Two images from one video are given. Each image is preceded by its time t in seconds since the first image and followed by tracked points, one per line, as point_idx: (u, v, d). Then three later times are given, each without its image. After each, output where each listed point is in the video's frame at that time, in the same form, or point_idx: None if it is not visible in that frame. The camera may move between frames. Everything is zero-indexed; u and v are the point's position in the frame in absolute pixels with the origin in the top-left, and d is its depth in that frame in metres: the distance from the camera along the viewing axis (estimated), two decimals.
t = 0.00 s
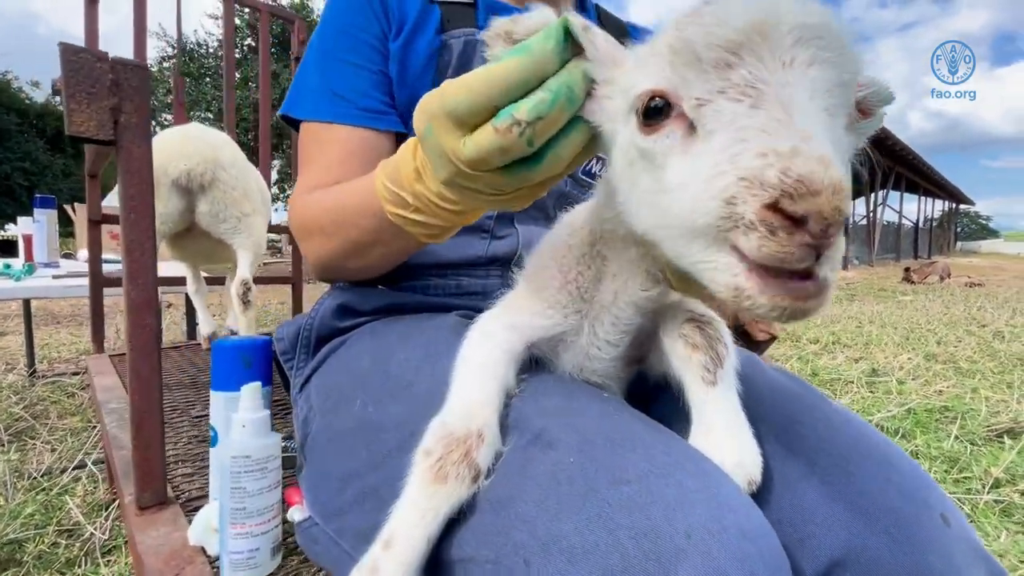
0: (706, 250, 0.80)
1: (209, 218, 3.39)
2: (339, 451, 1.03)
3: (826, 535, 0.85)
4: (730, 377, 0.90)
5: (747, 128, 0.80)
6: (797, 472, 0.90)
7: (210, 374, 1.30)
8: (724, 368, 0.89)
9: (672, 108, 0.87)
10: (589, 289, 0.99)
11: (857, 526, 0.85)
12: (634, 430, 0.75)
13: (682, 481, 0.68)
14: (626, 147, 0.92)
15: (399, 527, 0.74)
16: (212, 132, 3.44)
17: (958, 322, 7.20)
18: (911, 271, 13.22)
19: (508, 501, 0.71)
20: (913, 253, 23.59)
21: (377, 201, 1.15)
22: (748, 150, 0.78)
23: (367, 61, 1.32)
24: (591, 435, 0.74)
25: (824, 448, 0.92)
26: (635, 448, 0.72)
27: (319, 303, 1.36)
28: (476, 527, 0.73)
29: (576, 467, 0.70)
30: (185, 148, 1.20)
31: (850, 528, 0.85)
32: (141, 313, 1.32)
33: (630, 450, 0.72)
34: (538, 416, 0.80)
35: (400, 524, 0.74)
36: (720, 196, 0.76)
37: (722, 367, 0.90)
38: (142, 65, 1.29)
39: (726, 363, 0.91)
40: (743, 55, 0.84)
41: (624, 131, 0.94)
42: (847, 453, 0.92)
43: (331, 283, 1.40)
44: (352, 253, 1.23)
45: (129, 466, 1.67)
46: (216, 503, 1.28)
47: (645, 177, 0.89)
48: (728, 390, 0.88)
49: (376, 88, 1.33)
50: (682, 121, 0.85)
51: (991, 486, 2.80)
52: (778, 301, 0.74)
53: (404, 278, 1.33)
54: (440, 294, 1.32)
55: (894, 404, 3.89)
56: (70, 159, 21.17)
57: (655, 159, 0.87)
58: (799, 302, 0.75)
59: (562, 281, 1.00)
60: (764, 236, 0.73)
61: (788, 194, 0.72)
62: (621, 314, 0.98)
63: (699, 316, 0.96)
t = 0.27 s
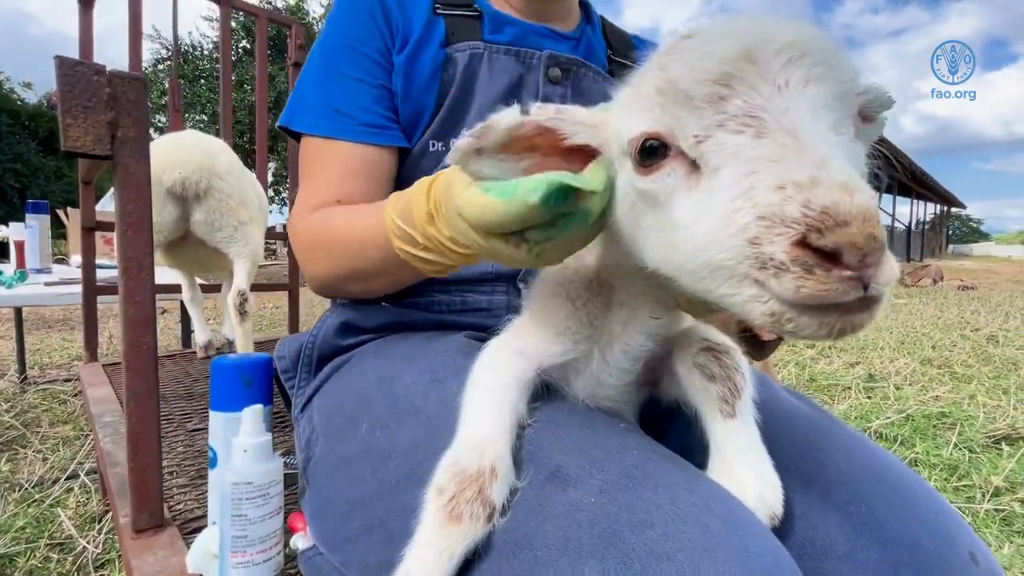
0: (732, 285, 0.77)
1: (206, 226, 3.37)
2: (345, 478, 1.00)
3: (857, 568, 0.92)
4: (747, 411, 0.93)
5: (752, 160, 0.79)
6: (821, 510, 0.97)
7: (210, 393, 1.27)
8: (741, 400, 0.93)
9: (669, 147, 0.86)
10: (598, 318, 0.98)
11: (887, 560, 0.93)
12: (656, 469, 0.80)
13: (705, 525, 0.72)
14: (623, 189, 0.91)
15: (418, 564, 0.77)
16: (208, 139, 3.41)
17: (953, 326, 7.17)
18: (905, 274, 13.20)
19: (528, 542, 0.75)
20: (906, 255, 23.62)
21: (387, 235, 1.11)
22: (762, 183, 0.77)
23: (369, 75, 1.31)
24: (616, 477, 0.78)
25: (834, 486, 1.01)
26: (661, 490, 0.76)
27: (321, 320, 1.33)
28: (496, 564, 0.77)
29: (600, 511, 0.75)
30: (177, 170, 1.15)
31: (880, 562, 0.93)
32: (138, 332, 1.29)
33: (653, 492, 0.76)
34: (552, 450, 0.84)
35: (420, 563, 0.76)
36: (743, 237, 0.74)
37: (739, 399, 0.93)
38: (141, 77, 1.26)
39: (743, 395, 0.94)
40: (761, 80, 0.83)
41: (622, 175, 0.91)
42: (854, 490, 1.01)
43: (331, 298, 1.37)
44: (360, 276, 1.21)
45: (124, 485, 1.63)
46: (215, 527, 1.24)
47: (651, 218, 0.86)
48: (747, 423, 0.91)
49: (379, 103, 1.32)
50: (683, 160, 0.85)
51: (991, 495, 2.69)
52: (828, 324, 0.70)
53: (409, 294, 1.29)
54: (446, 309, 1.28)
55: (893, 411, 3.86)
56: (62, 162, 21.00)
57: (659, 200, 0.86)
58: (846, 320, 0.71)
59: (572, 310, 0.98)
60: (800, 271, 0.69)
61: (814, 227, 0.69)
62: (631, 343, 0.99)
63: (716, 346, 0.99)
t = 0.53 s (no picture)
0: (756, 313, 0.74)
1: (203, 232, 3.35)
2: (345, 494, 0.98)
3: None
4: (754, 429, 0.93)
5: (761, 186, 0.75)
6: (825, 524, 0.97)
7: (207, 405, 1.26)
8: (748, 418, 0.93)
9: (673, 180, 0.81)
10: (605, 337, 1.00)
11: None
12: (662, 488, 0.79)
13: (711, 546, 0.71)
14: (626, 221, 0.87)
15: None
16: (205, 143, 3.39)
17: (946, 328, 7.18)
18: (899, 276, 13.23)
19: (535, 564, 0.76)
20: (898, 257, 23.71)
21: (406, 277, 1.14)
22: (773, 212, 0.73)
23: (371, 91, 1.31)
24: (622, 497, 0.78)
25: (839, 500, 1.01)
26: (666, 511, 0.76)
27: (319, 330, 1.31)
28: None
29: (607, 533, 0.74)
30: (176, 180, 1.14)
31: None
32: (134, 343, 1.28)
33: (659, 512, 0.76)
34: (556, 468, 0.84)
35: None
36: (759, 269, 0.70)
37: (746, 417, 0.93)
38: (138, 86, 1.25)
39: (749, 413, 0.94)
40: (794, 94, 0.81)
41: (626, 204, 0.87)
42: (858, 504, 1.01)
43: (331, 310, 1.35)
44: (370, 312, 1.22)
45: (119, 496, 1.60)
46: (213, 540, 1.23)
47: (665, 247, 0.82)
48: (753, 441, 0.91)
49: (381, 119, 1.31)
50: (687, 190, 0.80)
51: (988, 500, 2.69)
52: (864, 354, 0.68)
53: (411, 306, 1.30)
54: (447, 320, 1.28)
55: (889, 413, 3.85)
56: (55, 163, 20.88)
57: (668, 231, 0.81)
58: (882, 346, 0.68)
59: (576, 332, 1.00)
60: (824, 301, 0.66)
61: (837, 255, 0.66)
62: (636, 361, 0.99)
63: (723, 363, 0.99)
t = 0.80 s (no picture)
0: (752, 294, 0.73)
1: (201, 233, 3.34)
2: (343, 495, 0.98)
3: None
4: (756, 430, 0.93)
5: (755, 163, 0.77)
6: (825, 525, 0.98)
7: (205, 406, 1.25)
8: (750, 419, 0.93)
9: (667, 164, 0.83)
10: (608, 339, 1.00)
11: None
12: (662, 488, 0.79)
13: (712, 546, 0.71)
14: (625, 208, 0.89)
15: None
16: (201, 144, 3.38)
17: (941, 329, 7.20)
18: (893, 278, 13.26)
19: (535, 565, 0.76)
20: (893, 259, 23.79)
21: (408, 280, 1.13)
22: (767, 186, 0.74)
23: (370, 95, 1.31)
24: (622, 497, 0.78)
25: (839, 501, 1.01)
26: (667, 510, 0.76)
27: (317, 331, 1.31)
28: None
29: (607, 532, 0.74)
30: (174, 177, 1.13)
31: None
32: (131, 344, 1.27)
33: (659, 512, 0.76)
34: (556, 469, 0.84)
35: None
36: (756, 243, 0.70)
37: (747, 418, 0.93)
38: (135, 86, 1.24)
39: (751, 414, 0.94)
40: (790, 76, 0.82)
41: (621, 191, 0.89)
42: (857, 504, 1.01)
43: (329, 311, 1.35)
44: (373, 314, 1.21)
45: (115, 498, 1.60)
46: (210, 543, 1.23)
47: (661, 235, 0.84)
48: (755, 442, 0.91)
49: (381, 123, 1.31)
50: (682, 171, 0.82)
51: (984, 500, 2.69)
52: (860, 321, 0.67)
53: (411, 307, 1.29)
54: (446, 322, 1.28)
55: (885, 414, 3.86)
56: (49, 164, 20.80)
57: (664, 217, 0.82)
58: (881, 319, 0.67)
59: (575, 335, 1.00)
60: (822, 270, 0.66)
61: (832, 223, 0.66)
62: (638, 361, 0.99)
63: (725, 364, 0.99)
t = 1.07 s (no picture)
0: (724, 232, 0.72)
1: (198, 233, 3.34)
2: (342, 494, 0.98)
3: None
4: (754, 427, 0.93)
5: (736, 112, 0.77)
6: (824, 523, 0.97)
7: (201, 406, 1.25)
8: (748, 417, 0.93)
9: (654, 124, 0.84)
10: (604, 338, 1.00)
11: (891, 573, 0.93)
12: (660, 485, 0.79)
13: (712, 544, 0.71)
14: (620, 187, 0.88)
15: None
16: (198, 144, 3.37)
17: (937, 330, 7.21)
18: (890, 279, 13.28)
19: (534, 564, 0.75)
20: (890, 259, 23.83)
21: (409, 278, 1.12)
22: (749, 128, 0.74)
23: (369, 95, 1.31)
24: (621, 495, 0.78)
25: (838, 499, 1.01)
26: (666, 508, 0.76)
27: (315, 330, 1.31)
28: None
29: (607, 530, 0.74)
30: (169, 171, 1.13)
31: None
32: (127, 343, 1.27)
33: (658, 510, 0.76)
34: (555, 468, 0.84)
35: None
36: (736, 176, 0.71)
37: (746, 416, 0.93)
38: (132, 84, 1.23)
39: (750, 412, 0.93)
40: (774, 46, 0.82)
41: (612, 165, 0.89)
42: (854, 502, 1.01)
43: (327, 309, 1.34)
44: (374, 312, 1.20)
45: (111, 499, 1.59)
46: (206, 544, 1.22)
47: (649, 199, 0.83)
48: (754, 439, 0.91)
49: (380, 123, 1.31)
50: (668, 130, 0.83)
51: (981, 499, 2.70)
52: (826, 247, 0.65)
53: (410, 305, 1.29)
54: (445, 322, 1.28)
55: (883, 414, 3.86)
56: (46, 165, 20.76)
57: (649, 179, 0.82)
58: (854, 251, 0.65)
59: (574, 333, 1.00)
60: (804, 191, 0.65)
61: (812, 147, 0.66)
62: (636, 359, 0.99)
63: (724, 362, 0.99)
